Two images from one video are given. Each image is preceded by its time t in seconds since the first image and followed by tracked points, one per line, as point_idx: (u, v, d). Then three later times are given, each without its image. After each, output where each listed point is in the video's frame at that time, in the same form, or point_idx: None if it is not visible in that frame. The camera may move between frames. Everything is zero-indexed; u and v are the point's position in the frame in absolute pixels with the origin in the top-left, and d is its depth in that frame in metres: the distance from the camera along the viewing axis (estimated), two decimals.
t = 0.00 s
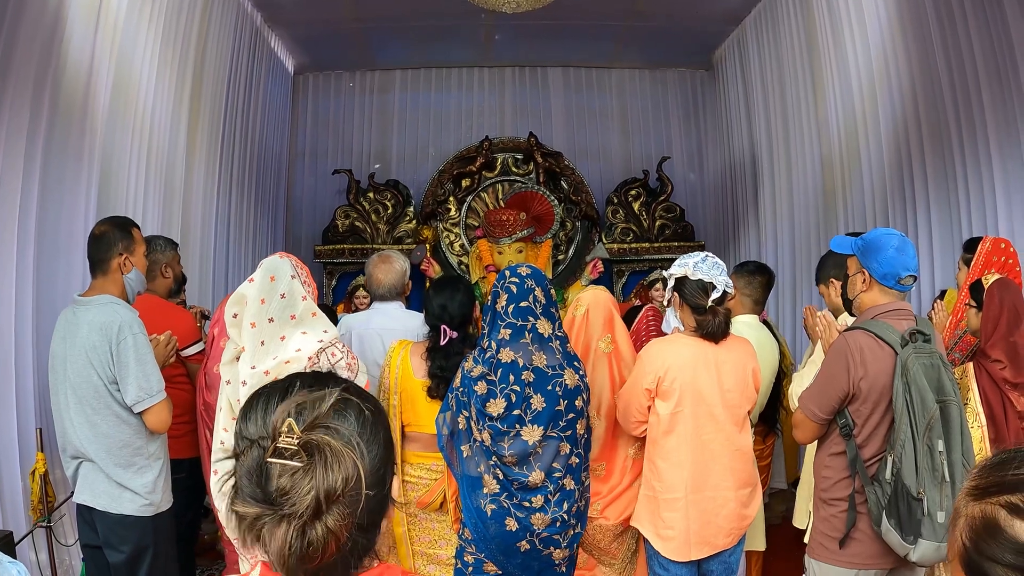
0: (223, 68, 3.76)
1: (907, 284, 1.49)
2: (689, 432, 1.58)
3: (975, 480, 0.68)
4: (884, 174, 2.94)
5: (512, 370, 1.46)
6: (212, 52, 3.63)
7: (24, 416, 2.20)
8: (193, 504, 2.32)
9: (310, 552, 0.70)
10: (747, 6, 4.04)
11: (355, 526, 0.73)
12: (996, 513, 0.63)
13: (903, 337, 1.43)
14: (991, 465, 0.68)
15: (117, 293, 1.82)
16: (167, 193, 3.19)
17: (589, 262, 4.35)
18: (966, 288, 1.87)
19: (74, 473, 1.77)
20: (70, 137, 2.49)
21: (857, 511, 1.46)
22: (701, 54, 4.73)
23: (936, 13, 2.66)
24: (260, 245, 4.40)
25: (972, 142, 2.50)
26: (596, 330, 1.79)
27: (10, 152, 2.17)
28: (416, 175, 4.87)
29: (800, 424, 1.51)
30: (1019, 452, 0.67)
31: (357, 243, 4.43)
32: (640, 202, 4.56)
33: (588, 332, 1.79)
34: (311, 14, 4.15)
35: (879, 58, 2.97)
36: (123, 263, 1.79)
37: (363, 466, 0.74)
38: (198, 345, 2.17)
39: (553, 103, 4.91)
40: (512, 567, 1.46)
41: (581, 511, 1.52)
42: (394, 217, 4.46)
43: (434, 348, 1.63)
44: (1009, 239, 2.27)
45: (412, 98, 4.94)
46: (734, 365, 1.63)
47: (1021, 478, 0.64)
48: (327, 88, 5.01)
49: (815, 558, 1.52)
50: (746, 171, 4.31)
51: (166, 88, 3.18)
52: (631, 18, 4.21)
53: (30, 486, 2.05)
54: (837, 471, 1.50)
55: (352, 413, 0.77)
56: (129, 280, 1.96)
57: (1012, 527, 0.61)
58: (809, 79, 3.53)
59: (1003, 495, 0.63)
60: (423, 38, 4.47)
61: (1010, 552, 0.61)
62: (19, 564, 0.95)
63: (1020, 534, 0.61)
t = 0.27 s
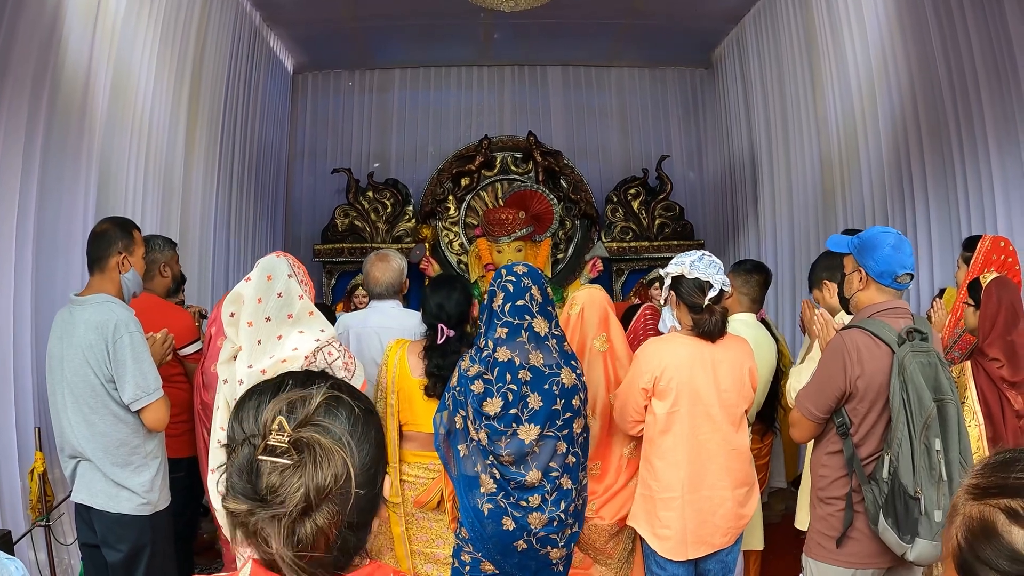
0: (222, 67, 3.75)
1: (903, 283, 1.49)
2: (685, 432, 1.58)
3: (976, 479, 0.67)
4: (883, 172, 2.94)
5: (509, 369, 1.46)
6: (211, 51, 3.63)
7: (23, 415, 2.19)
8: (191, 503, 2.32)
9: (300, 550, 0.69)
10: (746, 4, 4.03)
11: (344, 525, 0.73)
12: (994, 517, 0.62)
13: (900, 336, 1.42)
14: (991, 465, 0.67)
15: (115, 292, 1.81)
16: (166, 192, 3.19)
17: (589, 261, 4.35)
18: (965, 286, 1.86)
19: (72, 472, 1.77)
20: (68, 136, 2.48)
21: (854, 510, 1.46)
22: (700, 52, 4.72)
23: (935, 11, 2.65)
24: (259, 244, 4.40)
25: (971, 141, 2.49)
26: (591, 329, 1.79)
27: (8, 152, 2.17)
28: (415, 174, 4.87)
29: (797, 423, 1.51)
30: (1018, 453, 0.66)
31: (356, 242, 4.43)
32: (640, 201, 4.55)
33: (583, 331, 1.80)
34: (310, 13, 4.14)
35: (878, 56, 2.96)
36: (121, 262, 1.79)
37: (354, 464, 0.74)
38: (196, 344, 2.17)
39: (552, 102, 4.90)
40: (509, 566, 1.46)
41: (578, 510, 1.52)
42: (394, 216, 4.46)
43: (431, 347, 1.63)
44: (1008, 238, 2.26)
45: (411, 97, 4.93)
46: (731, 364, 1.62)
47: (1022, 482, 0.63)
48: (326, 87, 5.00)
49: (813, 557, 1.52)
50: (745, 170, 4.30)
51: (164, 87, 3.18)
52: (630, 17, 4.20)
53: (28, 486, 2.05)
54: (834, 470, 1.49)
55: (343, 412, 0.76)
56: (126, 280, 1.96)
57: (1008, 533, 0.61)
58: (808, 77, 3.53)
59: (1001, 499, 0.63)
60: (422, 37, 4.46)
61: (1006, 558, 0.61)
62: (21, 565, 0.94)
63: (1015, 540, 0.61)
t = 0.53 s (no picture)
0: (221, 66, 3.75)
1: (899, 280, 1.49)
2: (682, 430, 1.57)
3: (967, 480, 0.66)
4: (883, 170, 2.93)
5: (505, 367, 1.45)
6: (209, 50, 3.62)
7: (22, 415, 2.19)
8: (189, 502, 2.32)
9: (285, 547, 0.69)
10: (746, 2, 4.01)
11: (330, 523, 0.73)
12: (983, 522, 0.62)
13: (896, 334, 1.42)
14: (985, 465, 0.66)
15: (112, 291, 1.81)
16: (165, 192, 3.19)
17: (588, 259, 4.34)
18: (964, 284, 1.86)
19: (70, 471, 1.77)
20: (66, 136, 2.48)
21: (850, 509, 1.46)
22: (700, 50, 4.71)
23: (935, 8, 2.64)
24: (258, 243, 4.39)
25: (971, 139, 2.48)
26: (588, 327, 1.78)
27: (6, 151, 2.16)
28: (414, 173, 4.86)
29: (793, 422, 1.50)
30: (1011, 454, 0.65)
31: (356, 241, 4.43)
32: (639, 199, 4.54)
33: (580, 329, 1.79)
34: (309, 12, 4.13)
35: (878, 53, 2.95)
36: (120, 261, 1.79)
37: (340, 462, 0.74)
38: (194, 343, 2.17)
39: (552, 100, 4.89)
40: (505, 565, 1.46)
41: (574, 509, 1.52)
42: (393, 214, 4.45)
43: (427, 345, 1.62)
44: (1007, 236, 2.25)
45: (410, 96, 4.93)
46: (728, 362, 1.62)
47: (1014, 486, 0.62)
48: (325, 86, 4.99)
49: (809, 556, 1.51)
50: (745, 168, 4.29)
51: (162, 86, 3.18)
52: (630, 15, 4.19)
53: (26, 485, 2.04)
54: (830, 468, 1.49)
55: (330, 409, 0.76)
56: (125, 280, 2.02)
57: (997, 539, 0.60)
58: (808, 74, 3.51)
59: (992, 502, 0.62)
60: (421, 36, 4.45)
61: (992, 564, 0.60)
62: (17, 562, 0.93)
63: (1004, 546, 0.60)
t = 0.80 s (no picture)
0: (221, 65, 3.74)
1: (900, 276, 1.47)
2: (682, 428, 1.57)
3: (962, 479, 0.65)
4: (884, 167, 2.92)
5: (504, 364, 1.45)
6: (209, 48, 3.62)
7: (21, 414, 2.19)
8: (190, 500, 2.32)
9: (274, 544, 0.69)
10: None
11: (320, 520, 0.72)
12: (978, 526, 0.61)
13: (897, 330, 1.41)
14: (981, 465, 0.65)
15: (111, 290, 1.80)
16: (166, 191, 3.19)
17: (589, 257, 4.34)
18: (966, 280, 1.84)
19: (70, 470, 1.77)
20: (66, 135, 2.48)
21: (850, 506, 1.45)
22: (701, 47, 4.69)
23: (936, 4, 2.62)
24: (259, 242, 4.39)
25: (972, 135, 2.47)
26: (588, 323, 1.78)
27: (5, 150, 2.16)
28: (414, 171, 4.86)
29: (794, 419, 1.49)
30: (1009, 453, 0.64)
31: (356, 239, 4.42)
32: (640, 196, 4.53)
33: (580, 325, 1.78)
34: (308, 10, 4.12)
35: (879, 50, 2.93)
36: (119, 259, 1.78)
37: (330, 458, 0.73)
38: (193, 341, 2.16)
39: (552, 98, 4.88)
40: (505, 563, 1.45)
41: (574, 507, 1.51)
42: (394, 212, 4.45)
43: (426, 343, 1.62)
44: (1008, 232, 2.24)
45: (410, 94, 4.92)
46: (728, 359, 1.61)
47: (1009, 489, 0.61)
48: (325, 84, 4.98)
49: (809, 554, 1.51)
50: (746, 165, 4.28)
51: (162, 85, 3.17)
52: (630, 12, 4.18)
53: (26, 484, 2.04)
54: (831, 466, 1.48)
55: (320, 406, 0.75)
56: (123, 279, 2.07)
57: (991, 544, 0.60)
58: (809, 71, 3.50)
59: (987, 505, 0.61)
60: (421, 34, 4.44)
61: (986, 569, 0.60)
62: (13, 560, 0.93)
63: (998, 552, 0.59)
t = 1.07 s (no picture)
0: (221, 63, 3.74)
1: (902, 272, 1.46)
2: (684, 425, 1.56)
3: (963, 479, 0.64)
4: (886, 163, 2.90)
5: (504, 361, 1.44)
6: (210, 47, 3.61)
7: (22, 412, 2.19)
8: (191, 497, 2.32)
9: (265, 541, 0.68)
10: None
11: (312, 517, 0.71)
12: (977, 527, 0.60)
13: (899, 326, 1.40)
14: (984, 464, 0.64)
15: (111, 288, 1.80)
16: (166, 189, 3.19)
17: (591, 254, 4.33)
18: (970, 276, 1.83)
19: (72, 468, 1.77)
20: (66, 133, 2.48)
21: (852, 504, 1.44)
22: (702, 44, 4.67)
23: None
24: (260, 240, 4.39)
25: (975, 131, 2.45)
26: (591, 320, 1.77)
27: (4, 147, 2.16)
28: (416, 168, 4.85)
29: (795, 416, 1.48)
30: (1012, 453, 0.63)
31: (358, 237, 4.41)
32: (642, 193, 4.52)
33: (582, 322, 1.78)
34: (309, 8, 4.12)
35: (881, 46, 2.92)
36: (118, 257, 1.78)
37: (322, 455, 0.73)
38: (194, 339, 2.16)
39: (553, 95, 4.87)
40: (505, 561, 1.44)
41: (575, 505, 1.50)
42: (395, 210, 4.44)
43: (426, 340, 1.61)
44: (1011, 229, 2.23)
45: (411, 92, 4.91)
46: (729, 356, 1.60)
47: (1011, 491, 0.60)
48: (326, 82, 4.98)
49: (811, 552, 1.50)
50: (748, 162, 4.26)
51: (162, 83, 3.17)
52: (631, 9, 4.16)
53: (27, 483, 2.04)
54: (832, 463, 1.47)
55: (311, 403, 0.75)
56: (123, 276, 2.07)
57: (990, 547, 0.59)
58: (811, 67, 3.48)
59: (987, 507, 0.60)
60: (422, 31, 4.43)
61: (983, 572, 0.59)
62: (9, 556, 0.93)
63: (997, 555, 0.58)
